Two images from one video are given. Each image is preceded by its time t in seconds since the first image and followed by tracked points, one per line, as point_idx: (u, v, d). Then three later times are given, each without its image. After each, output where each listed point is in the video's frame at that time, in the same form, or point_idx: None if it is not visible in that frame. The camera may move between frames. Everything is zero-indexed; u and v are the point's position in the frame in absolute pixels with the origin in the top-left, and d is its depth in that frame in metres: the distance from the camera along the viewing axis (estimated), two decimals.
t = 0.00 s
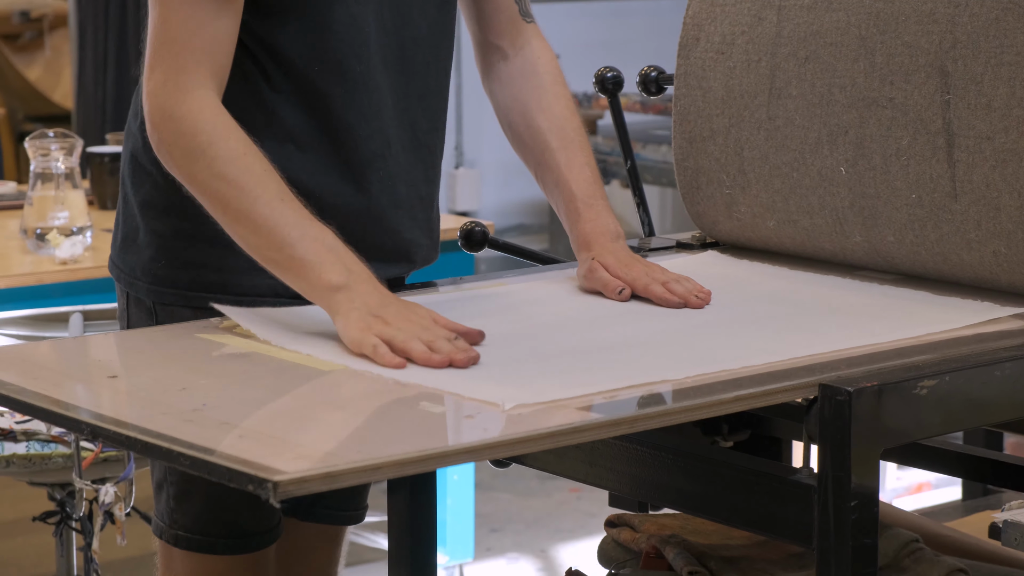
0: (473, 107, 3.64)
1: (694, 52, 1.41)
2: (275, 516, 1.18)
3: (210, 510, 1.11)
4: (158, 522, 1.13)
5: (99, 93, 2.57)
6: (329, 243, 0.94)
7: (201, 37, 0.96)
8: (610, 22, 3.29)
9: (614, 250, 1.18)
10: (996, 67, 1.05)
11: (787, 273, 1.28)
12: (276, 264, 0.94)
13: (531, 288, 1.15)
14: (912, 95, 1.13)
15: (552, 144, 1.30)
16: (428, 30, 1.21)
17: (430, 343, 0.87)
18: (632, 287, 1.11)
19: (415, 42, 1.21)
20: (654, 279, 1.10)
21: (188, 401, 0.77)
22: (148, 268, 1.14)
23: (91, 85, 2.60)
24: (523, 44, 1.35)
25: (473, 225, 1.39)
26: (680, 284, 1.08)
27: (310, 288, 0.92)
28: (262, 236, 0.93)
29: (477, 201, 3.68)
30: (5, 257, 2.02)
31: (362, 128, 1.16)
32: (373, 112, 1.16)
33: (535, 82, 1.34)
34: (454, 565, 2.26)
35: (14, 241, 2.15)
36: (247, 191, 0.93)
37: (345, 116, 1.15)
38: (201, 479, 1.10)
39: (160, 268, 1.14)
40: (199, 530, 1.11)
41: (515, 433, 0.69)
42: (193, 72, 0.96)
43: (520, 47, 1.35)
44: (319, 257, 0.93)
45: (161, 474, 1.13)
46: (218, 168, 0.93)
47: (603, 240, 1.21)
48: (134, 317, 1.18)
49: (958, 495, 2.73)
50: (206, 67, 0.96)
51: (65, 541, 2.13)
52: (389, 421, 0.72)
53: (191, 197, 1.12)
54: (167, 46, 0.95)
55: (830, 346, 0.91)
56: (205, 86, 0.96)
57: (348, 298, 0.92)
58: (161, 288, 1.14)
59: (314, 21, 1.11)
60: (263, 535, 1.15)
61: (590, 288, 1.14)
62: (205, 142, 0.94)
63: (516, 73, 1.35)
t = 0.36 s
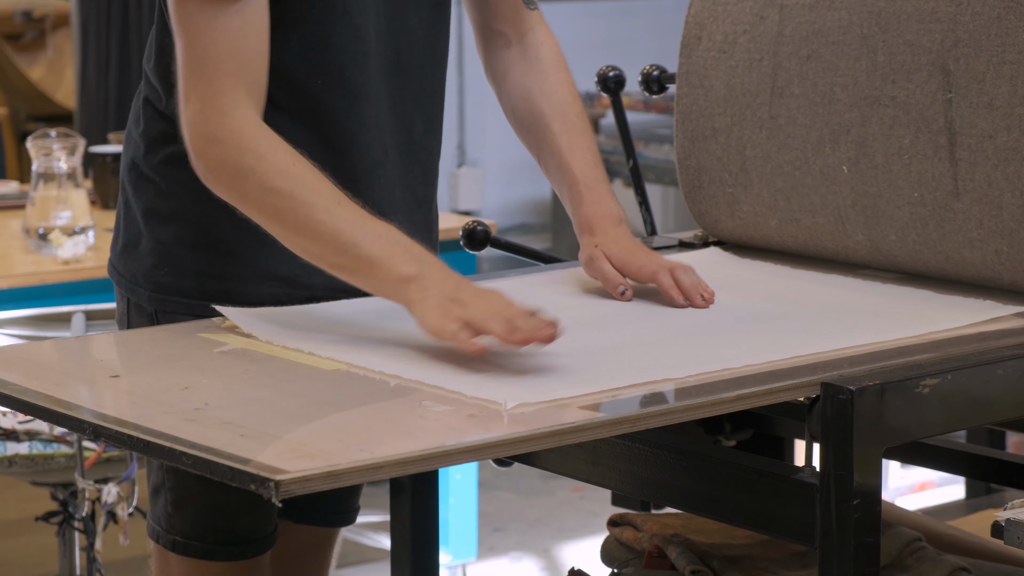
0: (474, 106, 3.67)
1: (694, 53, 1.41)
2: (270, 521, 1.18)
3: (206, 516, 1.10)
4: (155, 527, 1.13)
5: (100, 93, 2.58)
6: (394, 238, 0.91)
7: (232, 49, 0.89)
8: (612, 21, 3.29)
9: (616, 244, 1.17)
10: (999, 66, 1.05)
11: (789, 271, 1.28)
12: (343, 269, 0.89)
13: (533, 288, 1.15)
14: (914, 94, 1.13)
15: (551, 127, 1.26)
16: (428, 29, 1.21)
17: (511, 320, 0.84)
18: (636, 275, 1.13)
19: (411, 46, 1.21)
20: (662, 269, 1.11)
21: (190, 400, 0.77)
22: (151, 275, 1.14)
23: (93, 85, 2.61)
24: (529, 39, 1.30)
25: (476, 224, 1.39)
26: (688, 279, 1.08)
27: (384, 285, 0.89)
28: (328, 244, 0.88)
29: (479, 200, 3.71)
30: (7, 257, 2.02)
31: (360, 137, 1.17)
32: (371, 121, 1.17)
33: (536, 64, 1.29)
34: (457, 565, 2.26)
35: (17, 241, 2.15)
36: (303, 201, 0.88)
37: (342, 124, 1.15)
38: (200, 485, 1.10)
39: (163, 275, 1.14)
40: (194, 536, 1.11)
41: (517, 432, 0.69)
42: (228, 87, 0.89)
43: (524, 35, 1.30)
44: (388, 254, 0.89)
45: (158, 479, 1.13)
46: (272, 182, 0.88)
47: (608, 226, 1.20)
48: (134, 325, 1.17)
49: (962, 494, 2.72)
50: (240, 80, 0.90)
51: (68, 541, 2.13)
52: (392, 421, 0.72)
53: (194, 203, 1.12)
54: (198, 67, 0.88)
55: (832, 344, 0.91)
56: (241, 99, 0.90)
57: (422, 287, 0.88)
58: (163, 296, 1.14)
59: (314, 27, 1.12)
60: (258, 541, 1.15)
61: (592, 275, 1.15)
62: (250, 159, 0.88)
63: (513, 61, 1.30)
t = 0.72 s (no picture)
0: (478, 106, 3.74)
1: (699, 53, 1.41)
2: (268, 523, 1.16)
3: (199, 519, 1.09)
4: (149, 528, 1.12)
5: (103, 92, 2.58)
6: (410, 253, 0.94)
7: (248, 54, 0.89)
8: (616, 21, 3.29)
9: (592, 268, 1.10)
10: (1004, 65, 1.05)
11: (794, 272, 1.28)
12: (358, 279, 0.92)
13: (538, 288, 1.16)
14: (919, 94, 1.13)
15: (557, 158, 1.26)
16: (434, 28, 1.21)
17: (561, 331, 0.89)
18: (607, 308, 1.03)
19: (415, 64, 1.20)
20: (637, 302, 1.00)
21: (194, 400, 0.77)
22: (142, 277, 1.14)
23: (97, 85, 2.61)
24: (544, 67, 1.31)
25: (481, 223, 1.39)
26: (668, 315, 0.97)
27: (403, 299, 0.92)
28: (344, 254, 0.91)
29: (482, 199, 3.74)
30: (11, 256, 2.02)
31: (363, 150, 1.15)
32: (374, 138, 1.16)
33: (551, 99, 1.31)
34: (462, 564, 2.26)
35: (20, 240, 2.16)
36: (320, 209, 0.90)
37: (345, 138, 1.14)
38: (191, 488, 1.09)
39: (153, 277, 1.14)
40: (188, 538, 1.10)
41: (521, 432, 0.69)
42: (242, 91, 0.90)
43: (541, 68, 1.31)
44: (406, 269, 0.92)
45: (153, 480, 1.12)
46: (289, 189, 0.90)
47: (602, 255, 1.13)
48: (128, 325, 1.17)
49: (967, 493, 2.70)
50: (251, 85, 0.90)
51: (72, 540, 2.14)
52: (397, 421, 0.72)
53: (187, 207, 1.12)
54: (208, 67, 0.88)
55: (836, 344, 0.91)
56: (253, 103, 0.90)
57: (447, 304, 0.92)
58: (153, 297, 1.14)
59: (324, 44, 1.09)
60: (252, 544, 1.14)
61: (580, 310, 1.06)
62: (264, 163, 0.89)
63: (529, 95, 1.31)
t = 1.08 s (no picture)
0: (483, 105, 3.78)
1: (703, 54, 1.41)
2: (265, 526, 1.15)
3: (198, 522, 1.08)
4: (148, 530, 1.11)
5: (106, 91, 2.58)
6: (415, 255, 0.93)
7: (249, 56, 0.90)
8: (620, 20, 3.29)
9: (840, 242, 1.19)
10: (1008, 64, 1.05)
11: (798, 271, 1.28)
12: (362, 282, 0.92)
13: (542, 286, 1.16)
14: (923, 92, 1.13)
15: (704, 139, 1.26)
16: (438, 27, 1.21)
17: (567, 330, 0.89)
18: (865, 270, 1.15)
19: (412, 74, 1.20)
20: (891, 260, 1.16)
21: (198, 398, 0.77)
22: (139, 278, 1.14)
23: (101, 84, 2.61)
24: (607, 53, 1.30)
25: (485, 222, 1.39)
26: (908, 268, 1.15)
27: (408, 302, 0.92)
28: (348, 257, 0.91)
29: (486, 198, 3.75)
30: (15, 255, 2.03)
31: (361, 156, 1.15)
32: (374, 145, 1.15)
33: (662, 83, 1.29)
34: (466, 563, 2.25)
35: (25, 238, 2.16)
36: (324, 212, 0.90)
37: (343, 143, 1.14)
38: (190, 491, 1.07)
39: (149, 279, 1.14)
40: (186, 541, 1.09)
41: (526, 430, 0.69)
42: (244, 93, 0.90)
43: (636, 54, 1.29)
44: (411, 271, 0.92)
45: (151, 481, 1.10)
46: (292, 191, 0.89)
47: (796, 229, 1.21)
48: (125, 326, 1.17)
49: (970, 493, 2.68)
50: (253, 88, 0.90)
51: (76, 539, 2.14)
52: (402, 419, 0.72)
53: (184, 209, 1.12)
54: (209, 70, 0.88)
55: (841, 344, 0.91)
56: (255, 105, 0.91)
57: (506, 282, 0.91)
58: (149, 299, 1.14)
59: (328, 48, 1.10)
60: (251, 547, 1.12)
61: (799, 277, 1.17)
62: (268, 166, 0.89)
63: (633, 84, 1.29)
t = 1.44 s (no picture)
0: (485, 103, 3.76)
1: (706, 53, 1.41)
2: (263, 527, 1.15)
3: (197, 523, 1.08)
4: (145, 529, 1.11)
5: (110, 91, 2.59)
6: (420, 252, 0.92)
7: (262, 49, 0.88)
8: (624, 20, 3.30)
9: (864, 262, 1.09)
10: (1012, 63, 1.05)
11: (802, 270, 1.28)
12: (366, 278, 0.90)
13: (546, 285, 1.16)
14: (926, 92, 1.13)
15: (765, 163, 1.18)
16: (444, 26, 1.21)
17: (570, 331, 0.89)
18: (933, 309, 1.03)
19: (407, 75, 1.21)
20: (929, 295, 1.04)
21: (202, 398, 0.77)
22: (138, 279, 1.15)
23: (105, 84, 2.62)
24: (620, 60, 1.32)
25: (488, 222, 1.39)
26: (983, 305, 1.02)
27: (413, 299, 0.91)
28: (353, 252, 0.89)
29: (490, 198, 3.76)
30: (19, 254, 2.03)
31: (371, 154, 1.16)
32: (382, 144, 1.16)
33: (716, 102, 1.21)
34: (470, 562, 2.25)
35: (29, 238, 2.17)
36: (331, 208, 0.89)
37: (349, 141, 1.14)
38: (186, 493, 1.07)
39: (146, 279, 1.14)
40: (185, 541, 1.09)
41: (530, 430, 0.69)
42: (253, 86, 0.88)
43: (686, 76, 1.22)
44: (416, 268, 0.91)
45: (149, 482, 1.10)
46: (298, 185, 0.88)
47: (858, 249, 1.11)
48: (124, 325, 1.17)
49: (974, 492, 2.69)
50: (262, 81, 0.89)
51: (80, 538, 2.15)
52: (406, 418, 0.72)
53: (182, 210, 1.12)
54: (220, 61, 0.87)
55: (845, 343, 0.91)
56: (265, 99, 0.89)
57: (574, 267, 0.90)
58: (148, 299, 1.14)
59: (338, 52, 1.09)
60: (248, 549, 1.12)
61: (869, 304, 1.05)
62: (276, 161, 0.88)
63: (683, 107, 1.22)
